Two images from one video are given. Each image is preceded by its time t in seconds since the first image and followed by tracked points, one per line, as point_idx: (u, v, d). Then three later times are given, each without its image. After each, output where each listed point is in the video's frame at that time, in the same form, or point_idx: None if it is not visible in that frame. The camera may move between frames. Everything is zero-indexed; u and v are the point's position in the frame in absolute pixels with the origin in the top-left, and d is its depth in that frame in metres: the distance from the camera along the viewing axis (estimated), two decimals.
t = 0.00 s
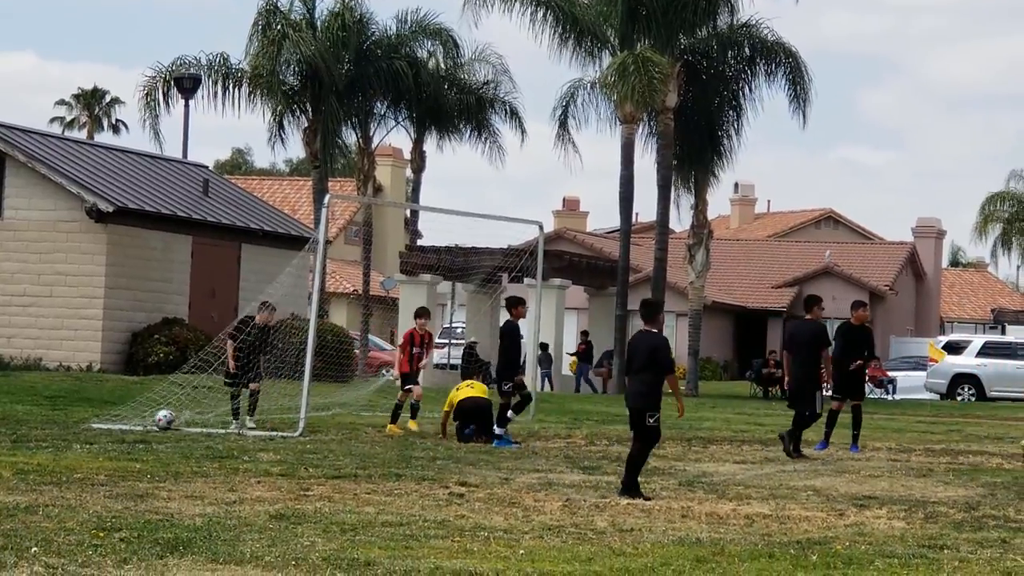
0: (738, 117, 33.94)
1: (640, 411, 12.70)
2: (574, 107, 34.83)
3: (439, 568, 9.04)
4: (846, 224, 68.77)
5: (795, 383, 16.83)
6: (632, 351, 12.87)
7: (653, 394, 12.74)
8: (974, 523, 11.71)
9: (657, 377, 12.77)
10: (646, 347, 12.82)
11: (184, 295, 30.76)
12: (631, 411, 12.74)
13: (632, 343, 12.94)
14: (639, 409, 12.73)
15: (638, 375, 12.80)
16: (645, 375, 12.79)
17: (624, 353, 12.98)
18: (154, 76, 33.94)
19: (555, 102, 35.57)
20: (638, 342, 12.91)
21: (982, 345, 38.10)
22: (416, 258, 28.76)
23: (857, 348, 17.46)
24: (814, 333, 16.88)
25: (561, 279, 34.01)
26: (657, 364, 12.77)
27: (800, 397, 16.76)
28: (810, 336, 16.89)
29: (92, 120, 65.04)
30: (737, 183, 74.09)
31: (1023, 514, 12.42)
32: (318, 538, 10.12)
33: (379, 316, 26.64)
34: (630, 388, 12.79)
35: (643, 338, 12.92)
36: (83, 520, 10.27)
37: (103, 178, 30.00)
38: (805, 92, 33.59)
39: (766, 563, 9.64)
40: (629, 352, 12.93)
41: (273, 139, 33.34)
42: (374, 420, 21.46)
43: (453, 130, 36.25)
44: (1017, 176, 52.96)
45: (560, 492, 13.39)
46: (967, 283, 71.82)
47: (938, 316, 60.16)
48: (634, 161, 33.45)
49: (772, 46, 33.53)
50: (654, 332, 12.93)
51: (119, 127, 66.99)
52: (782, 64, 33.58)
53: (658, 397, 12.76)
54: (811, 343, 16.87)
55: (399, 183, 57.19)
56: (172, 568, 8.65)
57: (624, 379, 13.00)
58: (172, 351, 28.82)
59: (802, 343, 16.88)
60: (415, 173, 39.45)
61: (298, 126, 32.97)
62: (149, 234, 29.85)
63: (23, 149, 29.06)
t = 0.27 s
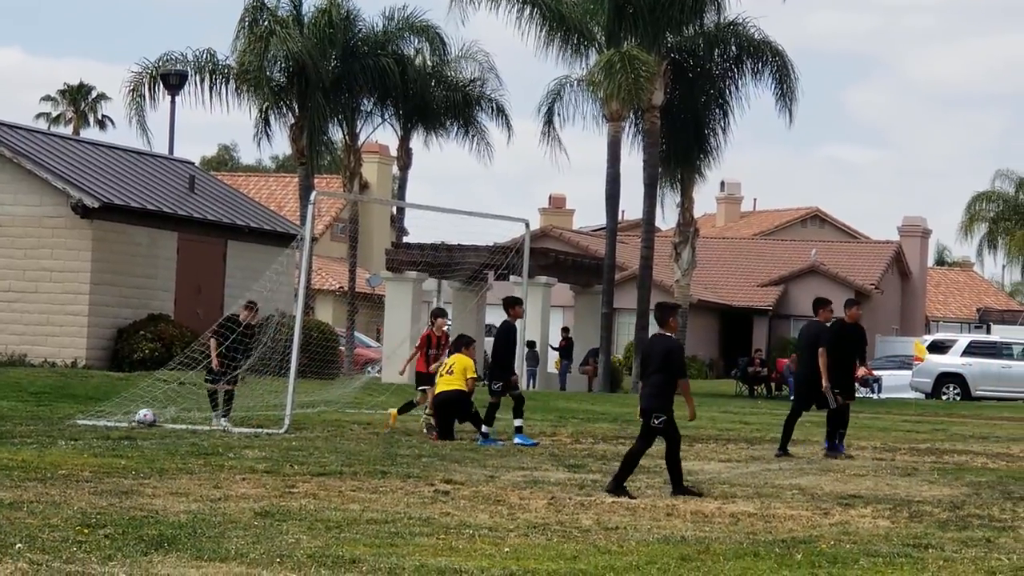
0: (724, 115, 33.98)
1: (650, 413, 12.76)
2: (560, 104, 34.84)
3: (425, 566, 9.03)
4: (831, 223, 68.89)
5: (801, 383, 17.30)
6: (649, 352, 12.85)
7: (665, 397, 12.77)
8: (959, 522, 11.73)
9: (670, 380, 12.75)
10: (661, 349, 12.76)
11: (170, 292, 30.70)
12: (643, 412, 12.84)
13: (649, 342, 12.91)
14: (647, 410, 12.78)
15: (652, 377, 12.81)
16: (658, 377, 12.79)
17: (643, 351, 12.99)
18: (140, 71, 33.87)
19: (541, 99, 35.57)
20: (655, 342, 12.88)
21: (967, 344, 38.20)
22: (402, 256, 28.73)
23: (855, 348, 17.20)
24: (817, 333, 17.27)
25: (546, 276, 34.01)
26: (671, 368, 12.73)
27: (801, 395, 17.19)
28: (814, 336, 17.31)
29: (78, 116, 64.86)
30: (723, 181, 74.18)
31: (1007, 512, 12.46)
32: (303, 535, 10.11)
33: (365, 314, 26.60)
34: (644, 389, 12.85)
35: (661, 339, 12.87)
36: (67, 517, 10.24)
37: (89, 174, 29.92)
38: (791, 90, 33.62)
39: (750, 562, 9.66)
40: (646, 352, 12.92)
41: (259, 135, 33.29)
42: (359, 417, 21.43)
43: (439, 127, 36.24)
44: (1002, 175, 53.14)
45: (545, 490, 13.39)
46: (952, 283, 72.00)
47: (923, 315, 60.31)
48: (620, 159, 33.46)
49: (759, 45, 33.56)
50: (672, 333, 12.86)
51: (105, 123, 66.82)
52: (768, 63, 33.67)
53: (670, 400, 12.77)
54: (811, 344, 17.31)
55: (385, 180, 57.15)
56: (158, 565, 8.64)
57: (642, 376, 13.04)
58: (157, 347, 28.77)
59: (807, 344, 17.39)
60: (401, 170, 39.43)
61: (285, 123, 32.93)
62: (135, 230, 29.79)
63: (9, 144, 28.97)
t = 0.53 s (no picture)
0: (711, 115, 34.02)
1: (671, 410, 12.90)
2: (547, 105, 34.86)
3: (410, 565, 9.02)
4: (818, 223, 68.99)
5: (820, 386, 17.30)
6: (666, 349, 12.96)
7: (682, 394, 12.88)
8: (944, 523, 11.76)
9: (686, 376, 12.84)
10: (676, 345, 12.85)
11: (156, 291, 30.65)
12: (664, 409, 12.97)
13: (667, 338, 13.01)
14: (677, 408, 12.96)
15: (670, 374, 12.92)
16: (675, 373, 12.89)
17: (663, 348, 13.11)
18: (127, 70, 33.81)
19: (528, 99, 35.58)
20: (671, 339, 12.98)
21: (953, 344, 38.28)
22: (389, 256, 28.72)
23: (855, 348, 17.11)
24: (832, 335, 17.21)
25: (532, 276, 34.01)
26: (685, 364, 12.81)
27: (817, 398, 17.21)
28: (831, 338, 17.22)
29: (64, 115, 64.72)
30: (710, 182, 74.25)
31: (993, 513, 12.50)
32: (289, 535, 10.10)
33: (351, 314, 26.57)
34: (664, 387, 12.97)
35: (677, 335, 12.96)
36: (53, 516, 10.22)
37: (75, 173, 29.87)
38: (778, 90, 33.66)
39: (737, 562, 9.68)
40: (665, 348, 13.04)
41: (246, 135, 33.26)
42: (345, 417, 21.40)
43: (426, 127, 36.24)
44: (988, 176, 53.31)
45: (532, 490, 13.38)
46: (939, 283, 72.14)
47: (909, 316, 60.45)
48: (607, 159, 33.49)
49: (746, 45, 33.61)
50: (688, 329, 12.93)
51: (91, 122, 66.68)
52: (755, 63, 33.71)
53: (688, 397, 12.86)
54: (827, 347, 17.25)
55: (372, 180, 57.11)
56: (144, 564, 8.63)
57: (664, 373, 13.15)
58: (143, 347, 28.71)
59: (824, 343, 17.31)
60: (388, 170, 39.41)
61: (272, 123, 32.90)
62: (121, 230, 29.74)
63: None
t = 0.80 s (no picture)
0: (676, 108, 34.07)
1: (665, 409, 12.85)
2: (512, 97, 34.83)
3: (369, 556, 8.99)
4: (781, 218, 69.23)
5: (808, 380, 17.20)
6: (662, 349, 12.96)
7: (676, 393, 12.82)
8: (903, 516, 11.82)
9: (681, 375, 12.82)
10: (672, 345, 12.87)
11: (118, 280, 30.49)
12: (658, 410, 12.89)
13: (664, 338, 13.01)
14: (672, 408, 12.89)
15: (665, 374, 12.91)
16: (670, 372, 12.87)
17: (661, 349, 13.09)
18: (90, 57, 33.59)
19: (493, 91, 35.54)
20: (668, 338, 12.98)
21: (914, 339, 38.47)
22: (351, 246, 28.65)
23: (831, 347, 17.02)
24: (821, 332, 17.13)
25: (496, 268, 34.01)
26: (681, 363, 12.82)
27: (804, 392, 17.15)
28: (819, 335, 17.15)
29: (27, 102, 64.28)
30: (674, 175, 74.39)
31: (952, 507, 12.56)
32: (248, 524, 10.06)
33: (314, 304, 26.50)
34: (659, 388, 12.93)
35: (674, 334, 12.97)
36: (11, 505, 10.14)
37: (36, 160, 29.67)
38: (743, 84, 33.72)
39: (696, 554, 9.70)
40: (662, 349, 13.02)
41: (211, 124, 33.10)
42: (307, 407, 21.34)
43: (391, 118, 36.15)
44: (951, 171, 53.64)
45: (492, 482, 13.37)
46: (901, 278, 72.53)
47: (871, 310, 60.74)
48: (572, 152, 33.49)
49: (712, 39, 33.65)
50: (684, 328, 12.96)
51: (54, 110, 66.25)
52: (721, 57, 33.75)
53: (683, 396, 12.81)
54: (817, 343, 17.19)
55: (336, 171, 56.96)
56: (101, 553, 8.58)
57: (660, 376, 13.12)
58: (104, 336, 28.57)
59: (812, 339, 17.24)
60: (352, 160, 39.31)
61: (236, 112, 32.75)
62: (82, 218, 29.56)
63: None
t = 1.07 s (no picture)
0: (627, 101, 34.11)
1: (657, 400, 13.11)
2: (464, 89, 34.76)
3: (321, 549, 8.94)
4: (733, 211, 69.50)
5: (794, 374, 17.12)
6: (655, 340, 13.22)
7: (668, 384, 13.11)
8: (854, 510, 11.87)
9: (674, 367, 13.11)
10: (665, 336, 13.14)
11: (67, 272, 30.24)
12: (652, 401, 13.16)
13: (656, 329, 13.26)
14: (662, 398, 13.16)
15: (657, 365, 13.17)
16: (663, 363, 13.14)
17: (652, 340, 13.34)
18: (40, 48, 33.28)
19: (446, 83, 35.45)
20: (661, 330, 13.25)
21: (865, 333, 38.70)
22: (302, 238, 28.52)
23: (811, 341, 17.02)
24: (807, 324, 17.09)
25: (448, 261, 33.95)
26: (674, 355, 13.12)
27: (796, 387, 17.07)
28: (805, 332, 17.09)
29: None
30: (626, 168, 74.51)
31: (902, 500, 12.64)
32: (198, 518, 9.98)
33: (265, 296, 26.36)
34: (652, 378, 13.19)
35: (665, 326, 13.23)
36: None
37: None
38: (695, 77, 33.75)
39: (648, 547, 9.71)
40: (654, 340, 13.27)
41: (162, 115, 32.87)
42: (258, 400, 21.24)
43: (342, 110, 36.01)
44: (902, 165, 53.99)
45: (444, 475, 13.34)
46: (852, 272, 72.98)
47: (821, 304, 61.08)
48: (523, 145, 33.48)
49: (663, 32, 33.66)
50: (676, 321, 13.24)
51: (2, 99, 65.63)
52: (673, 49, 33.75)
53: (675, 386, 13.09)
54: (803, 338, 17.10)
55: (288, 163, 56.71)
56: (51, 546, 8.50)
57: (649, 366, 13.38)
58: (53, 328, 28.32)
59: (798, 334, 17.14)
60: (303, 152, 39.15)
61: (187, 104, 32.54)
62: (31, 210, 29.29)
63: None
